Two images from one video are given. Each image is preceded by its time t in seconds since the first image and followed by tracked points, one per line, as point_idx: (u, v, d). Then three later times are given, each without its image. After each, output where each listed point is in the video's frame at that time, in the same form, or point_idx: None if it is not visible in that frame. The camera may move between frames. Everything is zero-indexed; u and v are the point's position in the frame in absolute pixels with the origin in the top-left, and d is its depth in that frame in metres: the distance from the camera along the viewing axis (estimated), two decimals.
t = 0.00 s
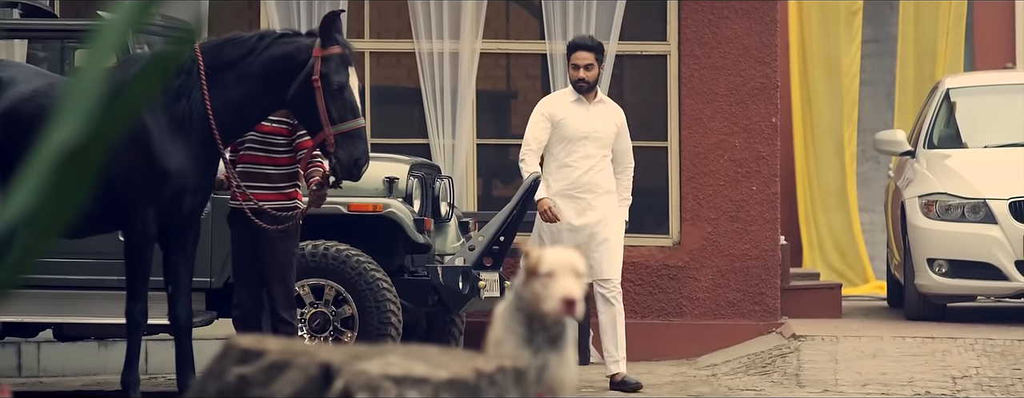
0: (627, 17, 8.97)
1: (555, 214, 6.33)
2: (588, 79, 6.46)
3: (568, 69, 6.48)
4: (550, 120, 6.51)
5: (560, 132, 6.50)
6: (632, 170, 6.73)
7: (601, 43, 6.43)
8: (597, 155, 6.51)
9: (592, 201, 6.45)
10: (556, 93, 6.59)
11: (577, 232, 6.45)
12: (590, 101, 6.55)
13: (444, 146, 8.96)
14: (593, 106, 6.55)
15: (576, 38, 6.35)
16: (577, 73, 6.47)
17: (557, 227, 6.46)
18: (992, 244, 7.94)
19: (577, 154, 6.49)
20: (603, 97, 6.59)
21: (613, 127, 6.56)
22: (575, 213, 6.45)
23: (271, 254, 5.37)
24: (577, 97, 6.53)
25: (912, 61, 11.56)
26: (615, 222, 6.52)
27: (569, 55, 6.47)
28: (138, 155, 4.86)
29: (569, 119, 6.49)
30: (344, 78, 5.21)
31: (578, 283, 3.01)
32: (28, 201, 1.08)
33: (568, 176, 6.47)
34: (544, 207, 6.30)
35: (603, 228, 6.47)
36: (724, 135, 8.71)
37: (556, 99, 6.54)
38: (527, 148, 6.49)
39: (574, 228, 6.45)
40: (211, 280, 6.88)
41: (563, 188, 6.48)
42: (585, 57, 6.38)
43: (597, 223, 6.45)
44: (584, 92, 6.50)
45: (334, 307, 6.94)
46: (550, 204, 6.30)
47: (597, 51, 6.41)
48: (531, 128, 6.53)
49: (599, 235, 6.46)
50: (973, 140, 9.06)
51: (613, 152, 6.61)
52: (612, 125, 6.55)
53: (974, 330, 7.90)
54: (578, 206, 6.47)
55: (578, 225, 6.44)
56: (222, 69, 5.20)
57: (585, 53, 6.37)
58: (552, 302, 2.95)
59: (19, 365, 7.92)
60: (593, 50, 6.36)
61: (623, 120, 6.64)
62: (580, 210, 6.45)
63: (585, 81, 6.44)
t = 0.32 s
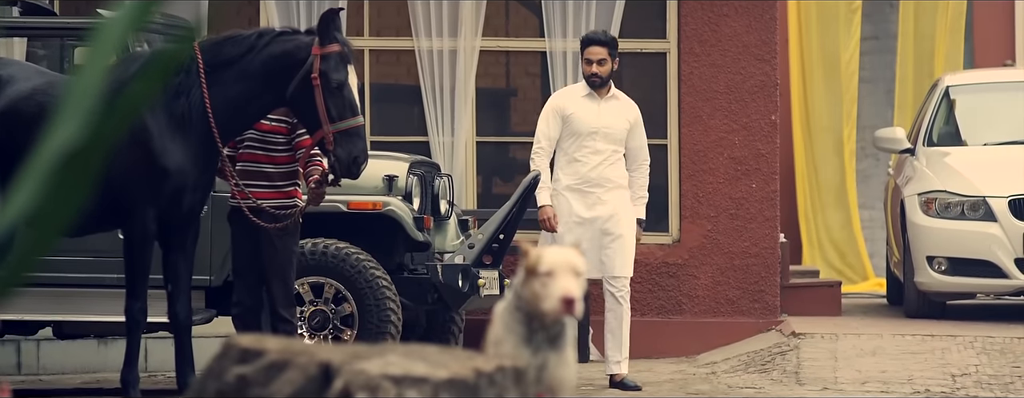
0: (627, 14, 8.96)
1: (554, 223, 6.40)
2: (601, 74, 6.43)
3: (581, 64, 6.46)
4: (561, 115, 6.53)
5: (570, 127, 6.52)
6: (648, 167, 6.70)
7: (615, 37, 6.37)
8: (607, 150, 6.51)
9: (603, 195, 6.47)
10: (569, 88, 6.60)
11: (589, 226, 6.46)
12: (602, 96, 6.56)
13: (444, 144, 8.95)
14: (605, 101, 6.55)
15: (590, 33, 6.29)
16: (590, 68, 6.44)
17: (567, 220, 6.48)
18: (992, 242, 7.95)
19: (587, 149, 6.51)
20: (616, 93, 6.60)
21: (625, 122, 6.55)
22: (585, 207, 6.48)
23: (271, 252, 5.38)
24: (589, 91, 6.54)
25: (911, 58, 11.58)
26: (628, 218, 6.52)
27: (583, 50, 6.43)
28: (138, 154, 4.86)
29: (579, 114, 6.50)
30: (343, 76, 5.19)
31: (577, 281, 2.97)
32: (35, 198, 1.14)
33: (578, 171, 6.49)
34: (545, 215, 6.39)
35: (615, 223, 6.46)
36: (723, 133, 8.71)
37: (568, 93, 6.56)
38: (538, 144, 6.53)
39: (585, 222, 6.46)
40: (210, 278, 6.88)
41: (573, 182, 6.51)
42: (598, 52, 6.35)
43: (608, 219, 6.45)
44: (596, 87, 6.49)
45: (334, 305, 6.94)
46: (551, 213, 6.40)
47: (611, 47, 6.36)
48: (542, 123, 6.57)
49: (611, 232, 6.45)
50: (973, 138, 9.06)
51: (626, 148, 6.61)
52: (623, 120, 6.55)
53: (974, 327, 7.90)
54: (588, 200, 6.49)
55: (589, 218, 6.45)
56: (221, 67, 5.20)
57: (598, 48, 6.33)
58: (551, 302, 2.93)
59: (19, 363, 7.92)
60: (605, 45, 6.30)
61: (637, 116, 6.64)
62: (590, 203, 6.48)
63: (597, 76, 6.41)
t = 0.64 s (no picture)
0: (626, 12, 8.96)
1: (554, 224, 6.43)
2: (609, 71, 6.41)
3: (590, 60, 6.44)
4: (567, 110, 6.52)
5: (575, 123, 6.51)
6: (663, 162, 6.63)
7: (623, 34, 6.34)
8: (614, 146, 6.49)
9: (610, 192, 6.46)
10: (578, 82, 6.58)
11: (597, 222, 6.45)
12: (610, 92, 6.52)
13: (443, 142, 8.94)
14: (613, 97, 6.51)
15: (598, 29, 6.26)
16: (599, 64, 6.43)
17: (575, 215, 6.47)
18: (991, 239, 7.95)
19: (592, 146, 6.49)
20: (625, 88, 6.54)
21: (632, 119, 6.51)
22: (593, 202, 6.47)
23: (270, 250, 5.37)
24: (597, 87, 6.50)
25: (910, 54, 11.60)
26: (635, 217, 6.52)
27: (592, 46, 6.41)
28: (137, 153, 4.85)
29: (584, 110, 6.48)
30: (342, 74, 5.19)
31: (576, 280, 2.96)
32: (26, 208, 0.90)
33: (585, 167, 6.48)
34: (545, 217, 6.43)
35: (624, 217, 6.46)
36: (723, 130, 8.71)
37: (576, 88, 6.54)
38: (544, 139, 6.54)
39: (593, 216, 6.46)
40: (210, 276, 6.88)
41: (580, 178, 6.50)
42: (606, 48, 6.32)
43: (614, 216, 6.45)
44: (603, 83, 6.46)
45: (334, 303, 6.93)
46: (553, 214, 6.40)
47: (618, 43, 6.34)
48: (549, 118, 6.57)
49: (617, 233, 6.45)
50: (972, 135, 9.06)
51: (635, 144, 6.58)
52: (630, 118, 6.50)
53: (973, 325, 7.90)
54: (595, 196, 6.48)
55: (597, 214, 6.45)
56: (219, 66, 5.19)
57: (606, 44, 6.31)
58: (550, 301, 2.91)
59: (18, 361, 7.92)
60: (612, 41, 6.28)
61: (647, 111, 6.59)
62: (596, 199, 6.47)
63: (604, 73, 6.39)
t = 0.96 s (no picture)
0: (624, 10, 8.95)
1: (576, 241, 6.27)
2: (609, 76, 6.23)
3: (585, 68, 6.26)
4: (576, 128, 6.30)
5: (588, 139, 6.30)
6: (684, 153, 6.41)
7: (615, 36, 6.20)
8: (632, 154, 6.27)
9: (636, 201, 6.23)
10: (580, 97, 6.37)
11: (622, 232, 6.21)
12: (615, 98, 6.30)
13: (443, 140, 8.94)
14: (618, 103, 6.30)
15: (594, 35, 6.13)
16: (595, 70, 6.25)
17: (604, 227, 6.20)
18: (989, 238, 7.96)
19: (610, 157, 6.27)
20: (628, 92, 6.33)
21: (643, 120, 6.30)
22: (620, 214, 6.23)
23: (268, 251, 5.36)
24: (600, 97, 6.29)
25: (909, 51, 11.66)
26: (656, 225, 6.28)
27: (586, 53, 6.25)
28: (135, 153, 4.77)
29: (594, 125, 6.27)
30: (340, 75, 5.21)
31: (574, 291, 2.64)
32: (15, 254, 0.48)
33: (606, 179, 6.24)
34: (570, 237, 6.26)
35: (652, 229, 6.26)
36: (721, 129, 8.70)
37: (579, 103, 6.32)
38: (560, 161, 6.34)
39: (622, 228, 6.22)
40: (208, 276, 6.87)
41: (603, 191, 6.26)
42: (602, 52, 6.17)
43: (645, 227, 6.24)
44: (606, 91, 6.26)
45: (331, 303, 6.93)
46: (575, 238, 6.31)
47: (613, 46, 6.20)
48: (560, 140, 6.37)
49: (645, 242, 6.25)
50: (970, 133, 9.06)
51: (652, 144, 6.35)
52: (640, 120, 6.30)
53: (972, 323, 7.90)
54: (621, 207, 6.24)
55: (624, 225, 6.21)
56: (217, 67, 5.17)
57: (602, 50, 6.16)
58: (543, 312, 2.61)
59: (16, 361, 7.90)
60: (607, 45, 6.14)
61: (656, 109, 6.36)
62: (624, 212, 6.23)
63: (608, 80, 6.21)
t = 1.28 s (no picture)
0: (623, 11, 8.94)
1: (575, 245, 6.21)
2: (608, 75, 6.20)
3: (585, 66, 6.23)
4: (575, 125, 6.27)
5: (587, 136, 6.27)
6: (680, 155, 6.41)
7: (616, 35, 6.17)
8: (630, 152, 6.25)
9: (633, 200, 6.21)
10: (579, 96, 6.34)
11: (623, 232, 6.19)
12: (614, 97, 6.28)
13: (444, 141, 8.93)
14: (617, 102, 6.28)
15: (591, 34, 6.09)
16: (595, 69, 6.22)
17: (602, 227, 6.18)
18: (989, 238, 7.95)
19: (608, 155, 6.25)
20: (628, 89, 6.32)
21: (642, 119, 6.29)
22: (618, 212, 6.21)
23: (268, 252, 5.36)
24: (599, 95, 6.26)
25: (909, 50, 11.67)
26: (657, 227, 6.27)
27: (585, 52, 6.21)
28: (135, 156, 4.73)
29: (593, 122, 6.24)
30: (340, 76, 5.23)
31: (575, 294, 2.63)
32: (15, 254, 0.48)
33: (603, 177, 6.23)
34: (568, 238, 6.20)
35: (649, 227, 6.23)
36: (721, 130, 8.70)
37: (579, 101, 6.29)
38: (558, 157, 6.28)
39: (620, 227, 6.20)
40: (209, 277, 6.87)
41: (600, 190, 6.24)
42: (600, 52, 6.14)
43: (642, 224, 6.21)
44: (606, 90, 6.23)
45: (331, 304, 6.93)
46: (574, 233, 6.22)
47: (614, 46, 6.16)
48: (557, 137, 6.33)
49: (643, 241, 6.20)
50: (970, 133, 9.06)
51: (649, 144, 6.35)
52: (639, 119, 6.28)
53: (972, 323, 7.90)
54: (619, 205, 6.22)
55: (621, 222, 6.19)
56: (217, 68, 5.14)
57: (602, 48, 6.12)
58: (544, 313, 2.58)
59: (16, 361, 7.90)
60: (607, 44, 6.10)
61: (654, 109, 6.36)
62: (621, 209, 6.21)
63: (605, 79, 6.17)
